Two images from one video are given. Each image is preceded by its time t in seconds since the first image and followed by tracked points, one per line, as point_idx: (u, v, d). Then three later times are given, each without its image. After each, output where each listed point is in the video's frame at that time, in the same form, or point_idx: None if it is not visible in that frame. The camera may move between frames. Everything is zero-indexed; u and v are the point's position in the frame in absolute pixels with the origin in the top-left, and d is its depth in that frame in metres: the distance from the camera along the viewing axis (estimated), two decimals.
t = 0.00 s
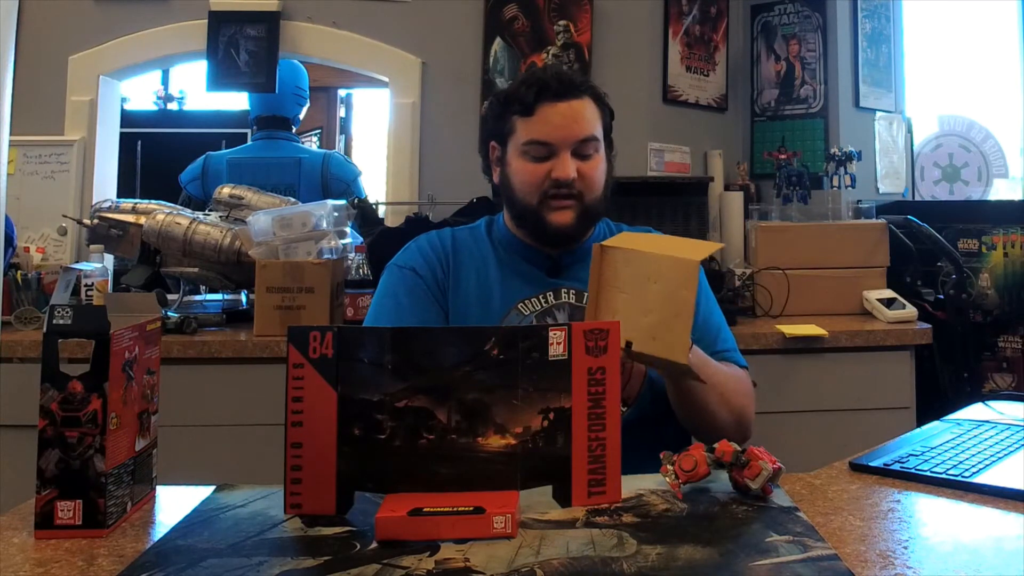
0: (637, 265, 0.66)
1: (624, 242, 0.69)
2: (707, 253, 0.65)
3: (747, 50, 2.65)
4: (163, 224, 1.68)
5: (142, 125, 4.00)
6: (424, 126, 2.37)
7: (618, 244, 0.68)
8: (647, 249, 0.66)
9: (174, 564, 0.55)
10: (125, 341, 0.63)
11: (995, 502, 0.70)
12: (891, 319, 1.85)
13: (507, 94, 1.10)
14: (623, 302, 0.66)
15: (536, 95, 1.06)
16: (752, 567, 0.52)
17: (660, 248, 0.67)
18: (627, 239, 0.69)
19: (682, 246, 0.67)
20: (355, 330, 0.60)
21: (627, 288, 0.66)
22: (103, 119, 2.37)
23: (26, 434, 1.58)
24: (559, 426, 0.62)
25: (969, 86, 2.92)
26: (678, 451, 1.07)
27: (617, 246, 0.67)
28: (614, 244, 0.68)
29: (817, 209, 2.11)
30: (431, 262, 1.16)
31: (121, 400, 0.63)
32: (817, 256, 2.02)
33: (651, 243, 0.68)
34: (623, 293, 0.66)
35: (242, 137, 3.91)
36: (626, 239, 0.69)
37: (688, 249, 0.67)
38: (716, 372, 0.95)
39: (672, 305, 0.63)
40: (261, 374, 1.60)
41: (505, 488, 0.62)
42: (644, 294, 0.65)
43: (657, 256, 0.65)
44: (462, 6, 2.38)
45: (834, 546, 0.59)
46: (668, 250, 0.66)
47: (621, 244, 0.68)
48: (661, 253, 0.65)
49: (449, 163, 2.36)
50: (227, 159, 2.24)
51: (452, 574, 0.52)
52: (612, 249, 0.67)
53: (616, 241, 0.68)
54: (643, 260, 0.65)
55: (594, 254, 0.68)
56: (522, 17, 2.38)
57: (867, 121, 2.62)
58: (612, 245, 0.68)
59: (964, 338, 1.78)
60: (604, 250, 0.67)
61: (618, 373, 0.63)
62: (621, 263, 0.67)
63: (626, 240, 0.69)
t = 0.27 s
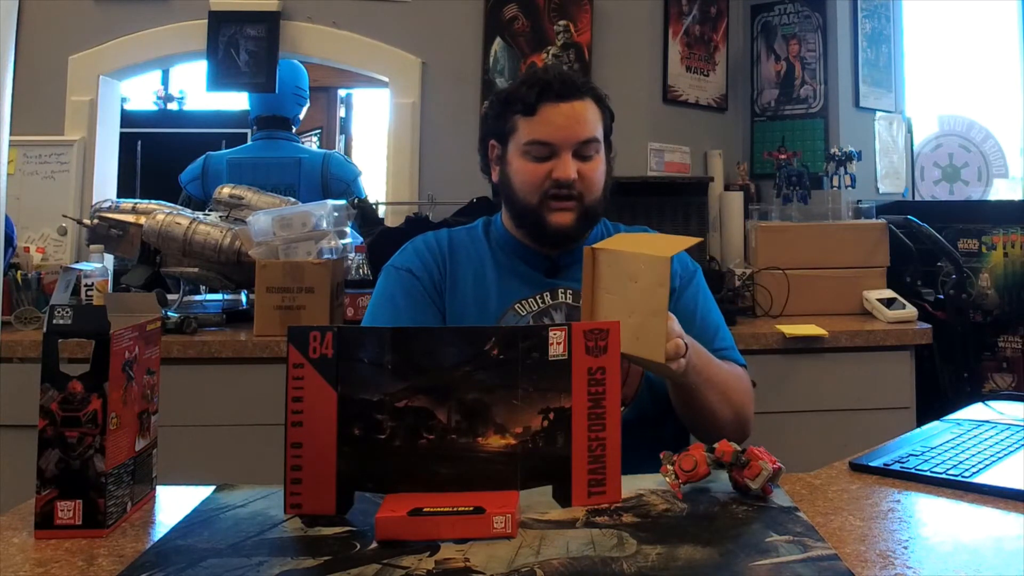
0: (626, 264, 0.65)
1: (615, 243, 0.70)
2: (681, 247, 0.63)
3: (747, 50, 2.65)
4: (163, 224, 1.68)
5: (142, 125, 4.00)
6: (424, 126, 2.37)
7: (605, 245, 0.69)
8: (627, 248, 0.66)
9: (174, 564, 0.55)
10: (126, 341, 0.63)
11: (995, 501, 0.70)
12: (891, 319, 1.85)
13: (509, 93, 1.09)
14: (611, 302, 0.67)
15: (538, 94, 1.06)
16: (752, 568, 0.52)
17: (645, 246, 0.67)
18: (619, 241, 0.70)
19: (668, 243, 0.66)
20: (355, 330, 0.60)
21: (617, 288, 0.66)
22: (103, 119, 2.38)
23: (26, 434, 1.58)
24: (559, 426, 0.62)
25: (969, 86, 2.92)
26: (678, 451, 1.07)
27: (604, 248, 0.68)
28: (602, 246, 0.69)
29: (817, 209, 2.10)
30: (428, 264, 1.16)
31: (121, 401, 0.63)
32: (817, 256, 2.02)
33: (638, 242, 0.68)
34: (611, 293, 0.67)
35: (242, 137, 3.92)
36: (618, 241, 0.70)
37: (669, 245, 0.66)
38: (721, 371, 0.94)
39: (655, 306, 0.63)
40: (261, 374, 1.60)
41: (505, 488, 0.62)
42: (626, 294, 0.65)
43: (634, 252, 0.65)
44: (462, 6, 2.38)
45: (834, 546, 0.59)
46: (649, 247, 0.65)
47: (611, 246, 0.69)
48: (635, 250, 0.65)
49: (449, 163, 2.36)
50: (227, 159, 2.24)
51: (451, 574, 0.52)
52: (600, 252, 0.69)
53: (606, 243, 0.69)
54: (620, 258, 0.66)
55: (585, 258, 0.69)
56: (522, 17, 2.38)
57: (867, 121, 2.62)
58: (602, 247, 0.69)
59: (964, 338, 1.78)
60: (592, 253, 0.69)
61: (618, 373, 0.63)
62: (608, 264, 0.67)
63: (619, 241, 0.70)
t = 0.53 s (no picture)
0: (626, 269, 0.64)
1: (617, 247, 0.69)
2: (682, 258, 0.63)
3: (747, 49, 2.65)
4: (164, 223, 1.68)
5: (142, 126, 4.00)
6: (424, 126, 2.37)
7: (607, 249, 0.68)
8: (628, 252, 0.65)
9: (175, 564, 0.55)
10: (125, 341, 0.63)
11: (995, 501, 0.70)
12: (891, 319, 1.85)
13: (513, 92, 1.09)
14: (611, 306, 0.66)
15: (543, 95, 1.06)
16: (752, 567, 0.52)
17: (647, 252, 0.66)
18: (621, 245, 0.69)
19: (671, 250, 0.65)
20: (355, 330, 0.60)
21: (616, 292, 0.66)
22: (103, 119, 2.38)
23: (26, 434, 1.58)
24: (559, 426, 0.62)
25: (969, 86, 2.92)
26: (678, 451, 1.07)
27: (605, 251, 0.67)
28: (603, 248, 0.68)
29: (817, 209, 2.10)
30: (428, 264, 1.16)
31: (120, 401, 0.63)
32: (817, 256, 2.02)
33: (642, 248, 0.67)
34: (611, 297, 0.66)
35: (242, 137, 3.92)
36: (620, 244, 0.69)
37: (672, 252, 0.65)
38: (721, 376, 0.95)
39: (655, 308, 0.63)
40: (261, 374, 1.60)
41: (505, 488, 0.62)
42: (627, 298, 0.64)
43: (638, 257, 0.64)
44: (462, 6, 2.38)
45: (834, 546, 0.59)
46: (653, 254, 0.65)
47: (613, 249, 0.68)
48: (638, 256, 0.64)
49: (449, 163, 2.36)
50: (227, 159, 2.24)
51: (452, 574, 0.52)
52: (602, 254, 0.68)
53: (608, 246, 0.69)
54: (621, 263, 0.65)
55: (586, 259, 0.68)
56: (522, 17, 2.38)
57: (867, 121, 2.62)
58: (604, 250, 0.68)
59: (964, 338, 1.78)
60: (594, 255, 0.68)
61: (618, 373, 0.63)
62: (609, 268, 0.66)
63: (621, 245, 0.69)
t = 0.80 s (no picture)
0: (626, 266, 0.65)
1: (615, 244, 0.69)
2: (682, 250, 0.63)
3: (747, 50, 2.65)
4: (164, 223, 1.68)
5: (142, 126, 4.00)
6: (424, 126, 2.37)
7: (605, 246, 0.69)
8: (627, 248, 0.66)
9: (175, 564, 0.55)
10: (126, 341, 0.63)
11: (994, 501, 0.70)
12: (891, 319, 1.85)
13: (517, 92, 1.09)
14: (611, 302, 0.67)
15: (547, 96, 1.06)
16: (752, 568, 0.52)
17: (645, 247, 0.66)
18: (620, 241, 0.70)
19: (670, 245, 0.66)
20: (355, 330, 0.60)
21: (616, 289, 0.66)
22: (103, 119, 2.37)
23: (26, 434, 1.58)
24: (559, 426, 0.62)
25: (969, 86, 2.92)
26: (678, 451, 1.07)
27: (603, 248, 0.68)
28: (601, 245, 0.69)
29: (817, 209, 2.10)
30: (429, 264, 1.16)
31: (121, 401, 0.63)
32: (817, 256, 2.02)
33: (641, 244, 0.68)
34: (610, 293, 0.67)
35: (243, 137, 3.92)
36: (618, 241, 0.70)
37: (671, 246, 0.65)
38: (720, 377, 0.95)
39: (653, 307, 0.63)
40: (262, 374, 1.60)
41: (505, 488, 0.62)
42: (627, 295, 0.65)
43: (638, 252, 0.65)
44: (462, 5, 2.38)
45: (834, 546, 0.59)
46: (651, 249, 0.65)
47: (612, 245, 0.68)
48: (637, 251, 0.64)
49: (449, 163, 2.36)
50: (227, 159, 2.24)
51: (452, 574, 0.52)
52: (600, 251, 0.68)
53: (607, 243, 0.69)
54: (621, 259, 0.65)
55: (585, 256, 0.69)
56: (522, 17, 2.38)
57: (867, 121, 2.62)
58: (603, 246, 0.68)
59: (964, 338, 1.78)
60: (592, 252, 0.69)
61: (618, 372, 0.63)
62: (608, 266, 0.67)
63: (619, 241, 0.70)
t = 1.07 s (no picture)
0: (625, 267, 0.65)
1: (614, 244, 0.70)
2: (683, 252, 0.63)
3: (747, 50, 2.65)
4: (164, 223, 1.68)
5: (142, 125, 4.00)
6: (424, 126, 2.36)
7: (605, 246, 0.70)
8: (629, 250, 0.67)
9: (175, 564, 0.55)
10: (126, 341, 0.63)
11: (994, 502, 0.70)
12: (891, 319, 1.85)
13: (519, 92, 1.09)
14: (611, 303, 0.68)
15: (549, 96, 1.06)
16: (752, 568, 0.52)
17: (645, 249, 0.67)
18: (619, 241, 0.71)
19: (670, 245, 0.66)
20: (355, 330, 0.60)
21: (616, 291, 0.67)
22: (103, 120, 2.37)
23: (26, 434, 1.58)
24: (559, 426, 0.62)
25: (969, 86, 2.92)
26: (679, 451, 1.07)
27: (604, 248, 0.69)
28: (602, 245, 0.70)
29: (817, 209, 2.10)
30: (430, 264, 1.16)
31: (120, 401, 0.63)
32: (817, 256, 2.02)
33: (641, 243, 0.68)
34: (610, 293, 0.68)
35: (242, 137, 3.92)
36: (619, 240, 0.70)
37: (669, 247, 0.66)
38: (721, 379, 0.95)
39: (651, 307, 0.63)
40: (262, 374, 1.60)
41: (505, 488, 0.62)
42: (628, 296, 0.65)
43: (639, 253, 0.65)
44: (462, 5, 2.38)
45: (834, 546, 0.59)
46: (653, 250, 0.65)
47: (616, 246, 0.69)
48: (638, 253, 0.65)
49: (449, 163, 2.36)
50: (227, 159, 2.24)
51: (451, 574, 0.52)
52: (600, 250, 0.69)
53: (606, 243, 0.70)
54: (623, 262, 0.66)
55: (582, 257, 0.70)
56: (522, 17, 2.38)
57: (867, 121, 2.62)
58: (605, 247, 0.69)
59: (964, 339, 1.78)
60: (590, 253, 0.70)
61: (618, 372, 0.63)
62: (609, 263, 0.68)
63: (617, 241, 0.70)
